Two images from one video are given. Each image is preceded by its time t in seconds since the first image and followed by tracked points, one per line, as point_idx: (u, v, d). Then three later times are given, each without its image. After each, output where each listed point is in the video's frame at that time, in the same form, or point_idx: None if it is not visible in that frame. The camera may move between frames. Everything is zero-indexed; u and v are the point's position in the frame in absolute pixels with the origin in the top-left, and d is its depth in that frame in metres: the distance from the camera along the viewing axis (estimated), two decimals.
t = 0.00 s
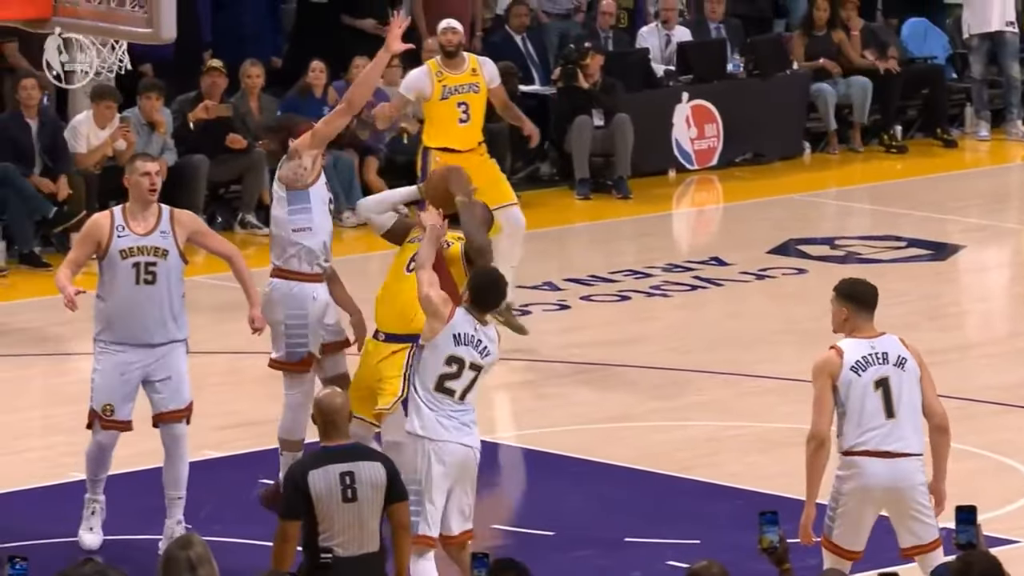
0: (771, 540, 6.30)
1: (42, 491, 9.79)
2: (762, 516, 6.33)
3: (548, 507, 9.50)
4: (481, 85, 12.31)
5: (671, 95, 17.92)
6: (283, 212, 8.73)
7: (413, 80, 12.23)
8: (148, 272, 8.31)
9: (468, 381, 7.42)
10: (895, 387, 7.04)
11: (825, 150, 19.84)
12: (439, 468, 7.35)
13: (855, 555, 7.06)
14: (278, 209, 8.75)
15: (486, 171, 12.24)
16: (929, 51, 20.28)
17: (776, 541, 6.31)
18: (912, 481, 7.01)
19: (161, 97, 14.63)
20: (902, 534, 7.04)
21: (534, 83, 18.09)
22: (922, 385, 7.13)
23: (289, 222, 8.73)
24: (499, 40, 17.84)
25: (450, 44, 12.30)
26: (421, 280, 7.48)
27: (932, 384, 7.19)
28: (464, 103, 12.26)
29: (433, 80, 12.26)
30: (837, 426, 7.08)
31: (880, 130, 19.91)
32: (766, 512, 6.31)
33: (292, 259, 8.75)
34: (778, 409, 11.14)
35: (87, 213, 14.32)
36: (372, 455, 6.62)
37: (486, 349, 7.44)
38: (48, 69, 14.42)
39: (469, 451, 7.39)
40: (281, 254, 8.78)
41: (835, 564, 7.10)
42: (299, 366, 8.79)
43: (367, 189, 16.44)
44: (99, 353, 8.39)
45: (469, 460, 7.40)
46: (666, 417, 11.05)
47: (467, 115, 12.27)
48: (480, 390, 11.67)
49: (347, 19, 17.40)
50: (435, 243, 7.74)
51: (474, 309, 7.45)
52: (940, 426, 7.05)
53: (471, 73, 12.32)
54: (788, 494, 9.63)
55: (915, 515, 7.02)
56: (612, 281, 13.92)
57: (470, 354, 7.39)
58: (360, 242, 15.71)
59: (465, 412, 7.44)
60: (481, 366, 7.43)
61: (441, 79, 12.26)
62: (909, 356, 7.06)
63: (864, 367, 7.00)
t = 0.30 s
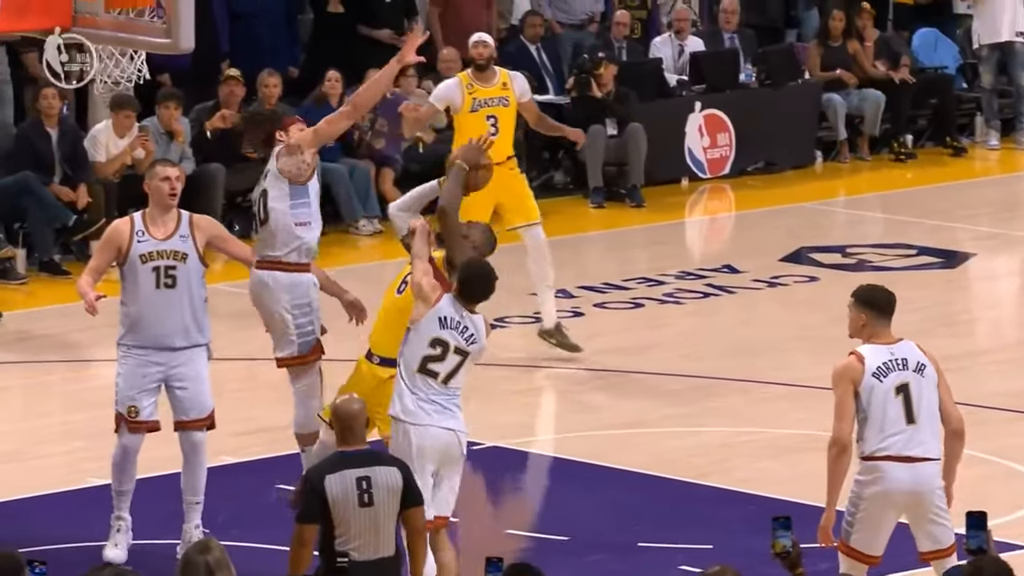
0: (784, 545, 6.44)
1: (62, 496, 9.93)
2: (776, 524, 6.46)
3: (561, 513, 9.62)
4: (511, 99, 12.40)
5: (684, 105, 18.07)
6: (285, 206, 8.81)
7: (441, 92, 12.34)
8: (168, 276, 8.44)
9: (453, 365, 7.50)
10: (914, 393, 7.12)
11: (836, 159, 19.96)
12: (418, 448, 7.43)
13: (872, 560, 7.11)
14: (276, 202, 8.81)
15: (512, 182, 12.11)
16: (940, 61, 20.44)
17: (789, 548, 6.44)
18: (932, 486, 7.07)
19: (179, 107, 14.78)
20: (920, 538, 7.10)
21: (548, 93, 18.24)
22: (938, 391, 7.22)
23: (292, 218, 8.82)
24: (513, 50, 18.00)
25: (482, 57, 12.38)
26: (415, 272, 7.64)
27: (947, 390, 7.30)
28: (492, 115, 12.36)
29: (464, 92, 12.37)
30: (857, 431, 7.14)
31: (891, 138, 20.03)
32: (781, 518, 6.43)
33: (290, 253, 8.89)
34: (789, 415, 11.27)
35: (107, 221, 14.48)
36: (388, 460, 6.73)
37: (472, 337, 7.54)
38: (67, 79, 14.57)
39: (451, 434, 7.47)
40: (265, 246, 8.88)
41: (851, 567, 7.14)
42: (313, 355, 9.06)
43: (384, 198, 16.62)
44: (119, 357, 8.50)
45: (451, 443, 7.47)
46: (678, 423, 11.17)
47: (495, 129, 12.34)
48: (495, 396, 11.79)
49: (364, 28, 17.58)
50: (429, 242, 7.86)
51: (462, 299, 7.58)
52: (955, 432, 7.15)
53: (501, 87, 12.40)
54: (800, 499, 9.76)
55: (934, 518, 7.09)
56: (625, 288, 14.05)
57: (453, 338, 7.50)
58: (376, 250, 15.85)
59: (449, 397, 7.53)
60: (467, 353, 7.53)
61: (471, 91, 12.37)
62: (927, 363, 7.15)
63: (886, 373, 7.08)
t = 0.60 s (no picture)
0: (796, 545, 6.59)
1: (84, 497, 10.10)
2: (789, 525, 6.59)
3: (576, 515, 9.77)
4: (544, 111, 12.38)
5: (696, 112, 18.24)
6: (282, 212, 8.97)
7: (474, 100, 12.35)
8: (188, 281, 8.60)
9: (437, 360, 7.62)
10: (938, 398, 7.22)
11: (846, 165, 20.14)
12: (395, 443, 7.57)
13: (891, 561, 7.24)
14: (272, 208, 8.96)
15: (541, 195, 12.31)
16: (949, 68, 20.64)
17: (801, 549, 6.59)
18: (953, 489, 7.20)
19: (198, 113, 14.96)
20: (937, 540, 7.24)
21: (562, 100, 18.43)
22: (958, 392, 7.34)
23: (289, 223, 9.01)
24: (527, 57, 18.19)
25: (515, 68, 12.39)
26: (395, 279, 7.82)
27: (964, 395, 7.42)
28: (523, 126, 12.30)
29: (497, 102, 12.38)
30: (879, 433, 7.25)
31: (900, 144, 20.20)
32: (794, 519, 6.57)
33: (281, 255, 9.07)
34: (800, 418, 11.43)
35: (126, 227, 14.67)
36: (404, 460, 6.86)
37: (458, 331, 7.65)
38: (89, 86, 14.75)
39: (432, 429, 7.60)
40: (251, 251, 9.07)
41: (869, 568, 7.27)
42: (316, 346, 9.27)
43: (400, 204, 16.82)
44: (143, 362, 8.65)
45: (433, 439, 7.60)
46: (690, 426, 11.34)
47: (527, 139, 12.30)
48: (511, 399, 11.94)
49: (380, 36, 17.80)
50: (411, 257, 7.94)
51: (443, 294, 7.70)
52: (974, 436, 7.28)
53: (534, 98, 12.41)
54: (812, 501, 9.91)
55: (953, 521, 7.22)
56: (638, 292, 14.22)
57: (436, 333, 7.61)
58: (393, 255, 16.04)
59: (434, 393, 7.66)
60: (451, 347, 7.63)
61: (504, 101, 12.37)
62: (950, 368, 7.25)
63: (911, 379, 7.17)
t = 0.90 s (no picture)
0: (805, 544, 6.41)
1: (105, 494, 10.32)
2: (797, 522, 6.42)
3: (588, 513, 9.97)
4: (574, 117, 12.50)
5: (706, 116, 18.44)
6: (278, 230, 8.48)
7: (507, 107, 12.46)
8: (208, 286, 8.81)
9: (424, 368, 7.81)
10: (959, 400, 7.37)
11: (854, 168, 20.34)
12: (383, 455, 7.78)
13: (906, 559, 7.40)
14: (268, 224, 8.46)
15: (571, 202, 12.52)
16: (956, 74, 20.86)
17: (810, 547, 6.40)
18: (972, 489, 7.38)
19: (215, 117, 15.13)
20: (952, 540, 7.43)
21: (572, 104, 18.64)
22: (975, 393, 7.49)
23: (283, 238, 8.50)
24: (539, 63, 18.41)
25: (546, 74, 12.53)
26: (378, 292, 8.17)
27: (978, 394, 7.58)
28: (555, 132, 12.45)
29: (528, 109, 12.50)
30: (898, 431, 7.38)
31: (906, 148, 20.40)
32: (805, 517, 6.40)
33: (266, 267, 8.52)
34: (807, 417, 11.62)
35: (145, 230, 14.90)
36: (420, 459, 7.04)
37: (444, 336, 7.84)
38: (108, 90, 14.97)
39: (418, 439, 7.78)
40: (241, 265, 8.52)
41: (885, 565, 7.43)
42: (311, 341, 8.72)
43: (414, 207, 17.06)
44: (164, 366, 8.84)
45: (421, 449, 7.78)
46: (699, 425, 11.54)
47: (557, 145, 12.47)
48: (524, 399, 12.14)
49: (395, 41, 18.01)
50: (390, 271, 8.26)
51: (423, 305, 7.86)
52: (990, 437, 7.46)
53: (564, 104, 12.53)
54: (820, 500, 10.11)
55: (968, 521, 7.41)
56: (649, 294, 14.42)
57: (420, 343, 7.80)
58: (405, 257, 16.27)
59: (424, 400, 7.84)
60: (438, 353, 7.82)
61: (534, 107, 12.50)
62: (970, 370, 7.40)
63: (936, 380, 7.30)
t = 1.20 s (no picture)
0: (811, 541, 6.57)
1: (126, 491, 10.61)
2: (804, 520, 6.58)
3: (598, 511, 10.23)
4: (599, 119, 12.75)
5: (712, 122, 18.73)
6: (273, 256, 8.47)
7: (534, 113, 12.77)
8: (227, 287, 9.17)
9: (413, 388, 7.81)
10: (974, 396, 7.51)
11: (857, 172, 20.63)
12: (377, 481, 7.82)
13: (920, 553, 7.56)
14: (262, 252, 8.44)
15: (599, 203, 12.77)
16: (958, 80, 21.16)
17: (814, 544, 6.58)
18: (983, 485, 7.54)
19: (233, 123, 15.38)
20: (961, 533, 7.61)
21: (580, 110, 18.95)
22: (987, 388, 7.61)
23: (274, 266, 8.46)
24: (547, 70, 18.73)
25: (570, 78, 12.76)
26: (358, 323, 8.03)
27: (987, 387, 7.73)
28: (581, 134, 12.73)
29: (555, 113, 12.79)
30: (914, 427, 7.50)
31: (909, 152, 20.68)
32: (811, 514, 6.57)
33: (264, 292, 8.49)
34: (811, 417, 11.89)
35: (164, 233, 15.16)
36: (433, 457, 7.24)
37: (428, 352, 7.82)
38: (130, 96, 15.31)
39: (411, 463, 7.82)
40: (236, 292, 8.47)
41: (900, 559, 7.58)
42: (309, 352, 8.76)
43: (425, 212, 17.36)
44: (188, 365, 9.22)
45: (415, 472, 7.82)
46: (706, 425, 11.81)
47: (584, 148, 12.74)
48: (534, 399, 12.42)
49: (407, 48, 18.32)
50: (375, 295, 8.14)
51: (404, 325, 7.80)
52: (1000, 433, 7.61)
53: (590, 108, 12.79)
54: (825, 498, 10.37)
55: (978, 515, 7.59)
56: (657, 296, 14.69)
57: (408, 364, 7.78)
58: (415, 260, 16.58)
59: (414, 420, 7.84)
60: (425, 371, 7.81)
61: (561, 110, 12.78)
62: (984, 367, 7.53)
63: (954, 377, 7.43)
